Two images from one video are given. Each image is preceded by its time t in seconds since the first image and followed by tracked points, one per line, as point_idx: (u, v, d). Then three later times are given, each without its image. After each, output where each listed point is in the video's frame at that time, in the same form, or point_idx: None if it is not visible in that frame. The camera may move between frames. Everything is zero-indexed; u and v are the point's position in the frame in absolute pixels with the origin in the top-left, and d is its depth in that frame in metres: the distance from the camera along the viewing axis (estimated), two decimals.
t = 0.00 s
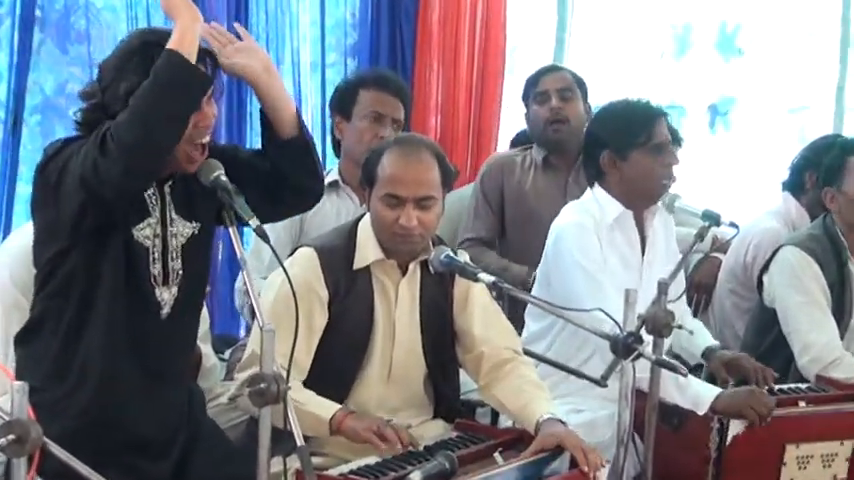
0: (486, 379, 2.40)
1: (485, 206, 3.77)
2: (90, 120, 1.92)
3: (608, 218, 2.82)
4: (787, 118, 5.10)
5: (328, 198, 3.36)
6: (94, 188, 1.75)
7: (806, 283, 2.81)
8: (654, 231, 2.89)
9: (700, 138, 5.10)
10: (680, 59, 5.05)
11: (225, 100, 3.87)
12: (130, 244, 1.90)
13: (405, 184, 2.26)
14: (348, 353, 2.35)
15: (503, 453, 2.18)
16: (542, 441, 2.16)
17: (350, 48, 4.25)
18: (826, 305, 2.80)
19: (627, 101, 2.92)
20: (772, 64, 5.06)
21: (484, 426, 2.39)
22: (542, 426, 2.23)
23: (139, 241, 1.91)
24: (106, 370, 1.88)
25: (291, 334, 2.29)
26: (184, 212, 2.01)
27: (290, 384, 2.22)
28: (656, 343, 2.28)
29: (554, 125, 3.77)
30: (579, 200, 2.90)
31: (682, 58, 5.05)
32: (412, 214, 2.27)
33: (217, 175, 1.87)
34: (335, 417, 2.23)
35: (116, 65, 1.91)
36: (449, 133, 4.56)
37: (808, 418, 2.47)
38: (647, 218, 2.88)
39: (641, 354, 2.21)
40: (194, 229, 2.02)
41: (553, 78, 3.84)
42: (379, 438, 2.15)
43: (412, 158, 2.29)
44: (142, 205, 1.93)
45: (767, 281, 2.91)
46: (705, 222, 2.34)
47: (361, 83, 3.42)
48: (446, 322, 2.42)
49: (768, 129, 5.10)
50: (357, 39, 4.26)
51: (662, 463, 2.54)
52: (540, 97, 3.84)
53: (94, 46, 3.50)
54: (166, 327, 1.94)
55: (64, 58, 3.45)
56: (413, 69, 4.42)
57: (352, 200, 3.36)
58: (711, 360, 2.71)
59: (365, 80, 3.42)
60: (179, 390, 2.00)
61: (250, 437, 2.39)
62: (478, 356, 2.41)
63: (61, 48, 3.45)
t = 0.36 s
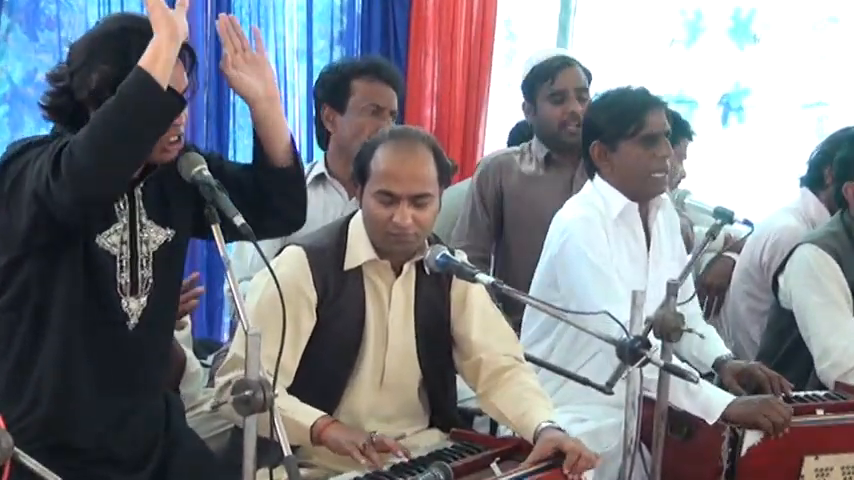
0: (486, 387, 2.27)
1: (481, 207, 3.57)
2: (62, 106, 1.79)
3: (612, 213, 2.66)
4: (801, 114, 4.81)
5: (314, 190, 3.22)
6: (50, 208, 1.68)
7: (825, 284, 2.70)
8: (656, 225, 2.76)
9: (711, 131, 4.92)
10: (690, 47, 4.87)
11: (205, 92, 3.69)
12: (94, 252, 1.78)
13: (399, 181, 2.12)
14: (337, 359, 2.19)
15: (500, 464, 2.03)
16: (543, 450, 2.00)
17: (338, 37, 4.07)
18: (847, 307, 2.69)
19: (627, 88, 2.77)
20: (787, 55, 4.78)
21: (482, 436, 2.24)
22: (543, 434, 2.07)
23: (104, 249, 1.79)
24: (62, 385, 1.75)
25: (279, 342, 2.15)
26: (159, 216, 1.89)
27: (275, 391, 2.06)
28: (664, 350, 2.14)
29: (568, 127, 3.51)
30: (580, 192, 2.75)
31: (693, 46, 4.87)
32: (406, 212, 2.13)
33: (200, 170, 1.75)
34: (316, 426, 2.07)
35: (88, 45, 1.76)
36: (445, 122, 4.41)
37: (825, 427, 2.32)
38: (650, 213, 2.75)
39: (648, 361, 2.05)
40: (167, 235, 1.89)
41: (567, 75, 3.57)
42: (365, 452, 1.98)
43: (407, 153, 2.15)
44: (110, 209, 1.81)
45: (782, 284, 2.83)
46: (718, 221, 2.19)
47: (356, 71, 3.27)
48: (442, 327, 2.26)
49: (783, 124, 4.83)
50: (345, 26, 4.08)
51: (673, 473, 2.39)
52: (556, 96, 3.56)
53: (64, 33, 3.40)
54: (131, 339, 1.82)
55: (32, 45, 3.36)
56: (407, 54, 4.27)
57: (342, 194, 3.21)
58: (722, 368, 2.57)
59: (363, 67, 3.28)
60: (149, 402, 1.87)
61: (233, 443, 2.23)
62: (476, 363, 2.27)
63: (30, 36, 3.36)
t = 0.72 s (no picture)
0: (482, 394, 2.19)
1: (475, 219, 3.39)
2: (30, 100, 1.86)
3: (606, 216, 2.60)
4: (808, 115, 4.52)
5: (303, 192, 3.14)
6: (3, 340, 1.67)
7: (829, 289, 2.65)
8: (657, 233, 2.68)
9: (715, 133, 4.58)
10: (693, 44, 4.52)
11: (194, 90, 3.58)
12: (69, 265, 1.83)
13: (391, 181, 2.07)
14: (331, 365, 2.13)
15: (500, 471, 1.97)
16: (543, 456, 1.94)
17: (332, 35, 3.88)
18: (850, 311, 2.63)
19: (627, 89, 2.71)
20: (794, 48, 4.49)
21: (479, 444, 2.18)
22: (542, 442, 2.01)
23: (79, 260, 1.84)
24: (27, 383, 1.74)
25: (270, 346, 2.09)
26: (137, 224, 1.96)
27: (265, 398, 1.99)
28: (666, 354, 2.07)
29: (575, 135, 3.39)
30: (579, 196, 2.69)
31: (695, 43, 4.51)
32: (398, 213, 2.07)
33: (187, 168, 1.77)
34: (307, 435, 2.01)
35: (54, 38, 1.82)
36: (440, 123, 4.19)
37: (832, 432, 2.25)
38: (653, 219, 2.67)
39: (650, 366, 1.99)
40: (147, 244, 1.96)
41: (575, 80, 3.45)
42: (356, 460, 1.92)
43: (398, 153, 2.10)
44: (83, 218, 1.86)
45: (785, 290, 2.78)
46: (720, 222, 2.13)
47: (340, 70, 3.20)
48: (437, 331, 2.20)
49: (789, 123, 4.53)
50: (341, 22, 3.91)
51: None
52: (567, 100, 3.43)
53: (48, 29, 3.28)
54: (104, 355, 1.79)
55: (18, 43, 3.24)
56: (402, 54, 4.07)
57: (330, 194, 3.14)
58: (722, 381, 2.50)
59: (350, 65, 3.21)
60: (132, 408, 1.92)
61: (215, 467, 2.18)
62: (473, 370, 2.20)
63: (15, 33, 3.24)
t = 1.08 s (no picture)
0: (484, 402, 2.12)
1: (473, 226, 3.31)
2: (9, 100, 1.82)
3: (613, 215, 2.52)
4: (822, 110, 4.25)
5: (295, 192, 3.05)
6: None
7: (842, 293, 2.59)
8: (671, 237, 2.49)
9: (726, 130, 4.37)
10: (702, 40, 4.32)
11: (185, 87, 3.50)
12: (48, 273, 1.78)
13: (389, 181, 1.99)
14: (329, 375, 2.05)
15: None
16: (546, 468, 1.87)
17: (325, 30, 3.80)
18: None
19: (638, 88, 2.62)
20: (809, 44, 4.23)
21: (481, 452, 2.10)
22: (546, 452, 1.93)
23: (58, 269, 1.79)
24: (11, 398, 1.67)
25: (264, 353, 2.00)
26: (122, 232, 1.89)
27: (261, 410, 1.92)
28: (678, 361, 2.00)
29: (579, 133, 3.31)
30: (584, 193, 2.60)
31: (704, 40, 4.32)
32: (397, 215, 1.99)
33: (177, 171, 1.71)
34: (305, 451, 1.93)
35: (34, 35, 1.80)
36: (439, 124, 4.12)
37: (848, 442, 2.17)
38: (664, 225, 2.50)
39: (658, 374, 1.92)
40: (131, 252, 1.89)
41: (576, 79, 3.35)
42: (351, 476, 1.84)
43: (399, 154, 2.02)
44: (61, 226, 1.81)
45: (797, 295, 2.71)
46: (733, 224, 2.06)
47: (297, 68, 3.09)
48: (438, 339, 2.12)
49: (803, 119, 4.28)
50: (334, 17, 3.83)
51: None
52: (568, 100, 3.33)
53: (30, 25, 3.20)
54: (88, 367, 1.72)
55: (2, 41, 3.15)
56: (401, 53, 4.00)
57: (322, 194, 3.05)
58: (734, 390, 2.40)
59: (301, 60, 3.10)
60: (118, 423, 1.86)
61: None
62: (475, 378, 2.13)
63: None
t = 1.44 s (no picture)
0: (504, 410, 2.03)
1: (505, 219, 3.21)
2: (10, 98, 1.74)
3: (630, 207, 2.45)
4: None
5: (307, 192, 2.99)
6: None
7: None
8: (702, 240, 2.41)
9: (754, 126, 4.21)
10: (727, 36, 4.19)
11: (194, 82, 3.47)
12: (47, 273, 1.72)
13: (406, 183, 1.92)
14: (343, 377, 1.97)
15: None
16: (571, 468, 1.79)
17: (339, 24, 3.75)
18: None
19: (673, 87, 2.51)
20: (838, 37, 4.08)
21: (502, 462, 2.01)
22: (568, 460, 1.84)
23: (57, 270, 1.73)
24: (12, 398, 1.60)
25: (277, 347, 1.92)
26: (126, 234, 1.83)
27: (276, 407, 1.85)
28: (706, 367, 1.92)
29: (611, 123, 3.28)
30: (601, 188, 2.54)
31: (729, 34, 4.19)
32: (412, 219, 1.92)
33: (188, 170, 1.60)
34: (331, 428, 1.84)
35: (38, 31, 1.71)
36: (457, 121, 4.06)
37: None
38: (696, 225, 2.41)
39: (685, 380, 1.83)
40: (135, 253, 1.83)
41: (605, 69, 3.32)
42: None
43: (417, 154, 1.95)
44: (58, 226, 1.74)
45: (831, 298, 2.70)
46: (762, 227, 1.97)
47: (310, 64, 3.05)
48: (456, 342, 2.05)
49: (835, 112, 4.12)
50: (347, 10, 3.77)
51: None
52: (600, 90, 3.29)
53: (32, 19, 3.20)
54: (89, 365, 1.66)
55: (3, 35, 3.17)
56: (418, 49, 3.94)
57: (336, 193, 2.99)
58: (766, 399, 2.32)
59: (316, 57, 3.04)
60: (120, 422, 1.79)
61: None
62: (494, 383, 2.04)
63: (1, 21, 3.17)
